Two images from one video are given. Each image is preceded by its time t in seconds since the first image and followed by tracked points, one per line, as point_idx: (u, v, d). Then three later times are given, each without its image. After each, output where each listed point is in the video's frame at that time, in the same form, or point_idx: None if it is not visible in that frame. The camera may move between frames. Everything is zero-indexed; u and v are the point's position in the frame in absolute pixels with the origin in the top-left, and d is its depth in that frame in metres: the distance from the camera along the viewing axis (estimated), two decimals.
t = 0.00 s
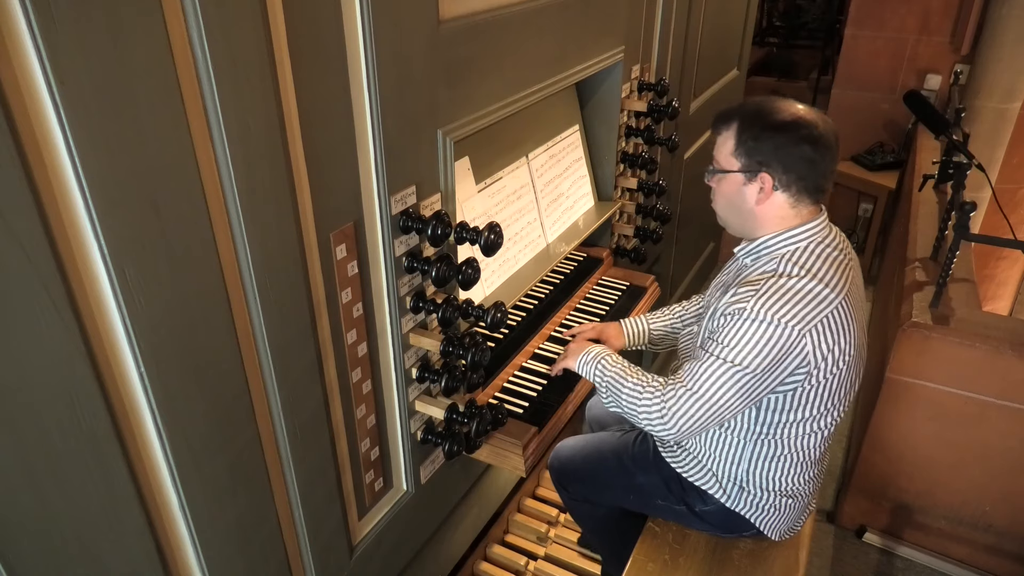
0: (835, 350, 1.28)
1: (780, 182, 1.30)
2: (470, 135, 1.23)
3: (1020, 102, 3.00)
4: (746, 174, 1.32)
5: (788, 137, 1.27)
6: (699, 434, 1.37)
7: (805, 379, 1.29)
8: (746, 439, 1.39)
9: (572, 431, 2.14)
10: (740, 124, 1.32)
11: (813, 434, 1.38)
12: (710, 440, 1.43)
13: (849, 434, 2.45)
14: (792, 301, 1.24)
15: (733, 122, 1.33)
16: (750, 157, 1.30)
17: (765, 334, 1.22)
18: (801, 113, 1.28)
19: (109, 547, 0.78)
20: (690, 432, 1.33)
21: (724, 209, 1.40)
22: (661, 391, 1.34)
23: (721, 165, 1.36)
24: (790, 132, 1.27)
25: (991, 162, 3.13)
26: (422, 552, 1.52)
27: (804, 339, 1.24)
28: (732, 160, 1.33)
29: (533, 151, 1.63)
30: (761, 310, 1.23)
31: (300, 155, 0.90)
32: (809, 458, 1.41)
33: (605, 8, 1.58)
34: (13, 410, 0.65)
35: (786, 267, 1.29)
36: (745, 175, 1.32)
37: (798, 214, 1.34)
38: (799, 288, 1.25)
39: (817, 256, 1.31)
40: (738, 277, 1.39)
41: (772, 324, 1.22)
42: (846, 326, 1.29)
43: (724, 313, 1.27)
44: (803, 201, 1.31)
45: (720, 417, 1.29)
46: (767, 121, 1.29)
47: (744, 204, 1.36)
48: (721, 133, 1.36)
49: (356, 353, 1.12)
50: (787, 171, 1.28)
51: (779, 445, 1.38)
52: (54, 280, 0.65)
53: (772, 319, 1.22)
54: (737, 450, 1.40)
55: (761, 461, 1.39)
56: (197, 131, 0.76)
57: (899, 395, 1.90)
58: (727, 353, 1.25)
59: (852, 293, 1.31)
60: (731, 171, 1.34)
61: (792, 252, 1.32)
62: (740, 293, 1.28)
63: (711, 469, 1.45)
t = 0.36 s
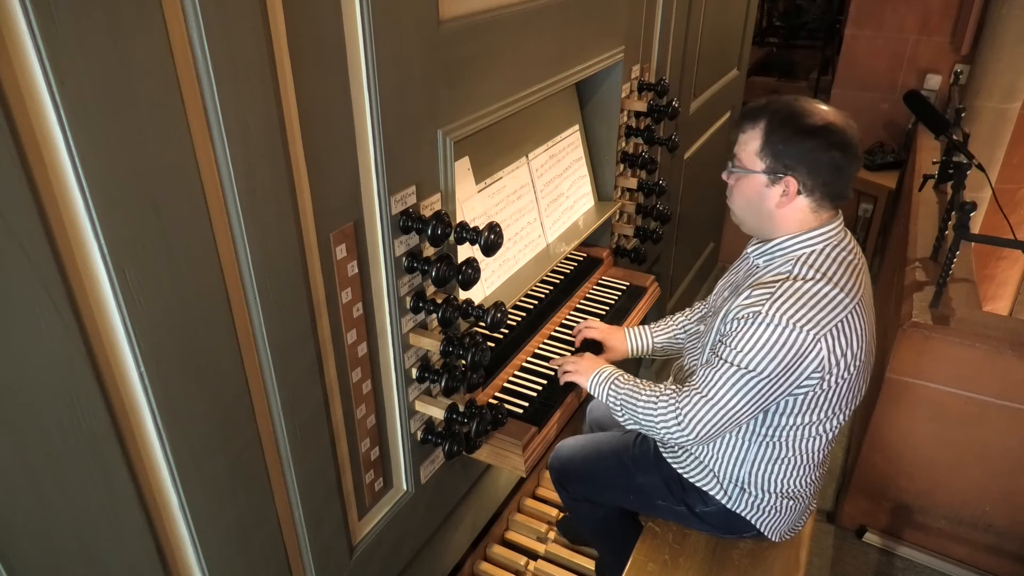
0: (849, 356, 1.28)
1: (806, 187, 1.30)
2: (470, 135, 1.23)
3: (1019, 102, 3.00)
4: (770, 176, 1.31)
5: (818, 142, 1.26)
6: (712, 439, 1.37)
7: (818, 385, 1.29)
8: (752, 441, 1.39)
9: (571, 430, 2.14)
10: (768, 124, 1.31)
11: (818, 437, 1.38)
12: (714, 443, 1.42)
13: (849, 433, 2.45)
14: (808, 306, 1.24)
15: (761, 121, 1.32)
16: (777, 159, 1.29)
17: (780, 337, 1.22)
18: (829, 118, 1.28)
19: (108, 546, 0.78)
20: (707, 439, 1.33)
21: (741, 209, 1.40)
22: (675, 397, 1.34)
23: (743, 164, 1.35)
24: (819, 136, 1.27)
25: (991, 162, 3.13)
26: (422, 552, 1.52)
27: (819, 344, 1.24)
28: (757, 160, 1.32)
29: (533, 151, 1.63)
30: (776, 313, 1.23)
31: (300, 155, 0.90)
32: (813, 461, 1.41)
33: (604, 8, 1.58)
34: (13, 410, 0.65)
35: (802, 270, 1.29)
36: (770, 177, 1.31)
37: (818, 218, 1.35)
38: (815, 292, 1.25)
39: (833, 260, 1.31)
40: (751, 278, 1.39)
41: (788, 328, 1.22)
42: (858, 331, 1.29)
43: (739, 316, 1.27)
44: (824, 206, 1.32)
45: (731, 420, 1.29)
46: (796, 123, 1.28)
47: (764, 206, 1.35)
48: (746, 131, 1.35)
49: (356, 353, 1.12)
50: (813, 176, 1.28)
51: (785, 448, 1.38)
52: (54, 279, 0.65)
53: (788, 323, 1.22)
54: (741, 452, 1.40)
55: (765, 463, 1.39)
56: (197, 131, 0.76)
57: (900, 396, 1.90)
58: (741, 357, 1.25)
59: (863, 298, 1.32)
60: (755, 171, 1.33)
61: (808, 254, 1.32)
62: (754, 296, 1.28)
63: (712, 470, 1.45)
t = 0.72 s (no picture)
0: (855, 362, 1.28)
1: (819, 193, 1.30)
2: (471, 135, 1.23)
3: (1019, 102, 3.00)
4: (783, 182, 1.31)
5: (834, 148, 1.26)
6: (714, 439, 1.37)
7: (823, 390, 1.29)
8: (755, 442, 1.39)
9: (571, 430, 2.14)
10: (783, 128, 1.30)
11: (821, 441, 1.38)
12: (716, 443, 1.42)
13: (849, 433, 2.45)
14: (816, 311, 1.24)
15: (776, 125, 1.31)
16: (791, 165, 1.29)
17: (787, 341, 1.22)
18: (845, 124, 1.28)
19: (108, 546, 0.78)
20: (708, 438, 1.32)
21: (753, 213, 1.40)
22: (678, 395, 1.33)
23: (756, 168, 1.35)
24: (836, 143, 1.26)
25: (991, 162, 3.13)
26: (422, 552, 1.52)
27: (825, 350, 1.24)
28: (770, 164, 1.32)
29: (533, 151, 1.63)
30: (784, 317, 1.23)
31: (300, 156, 0.90)
32: (815, 464, 1.41)
33: (604, 8, 1.58)
34: (13, 410, 0.65)
35: (811, 275, 1.30)
36: (783, 181, 1.31)
37: (830, 224, 1.34)
38: (824, 297, 1.25)
39: (843, 266, 1.31)
40: (759, 280, 1.39)
41: (795, 332, 1.22)
42: (866, 337, 1.29)
43: (747, 318, 1.27)
44: (837, 212, 1.32)
45: (734, 422, 1.29)
46: (812, 129, 1.28)
47: (777, 211, 1.35)
48: (760, 134, 1.34)
49: (356, 353, 1.12)
50: (828, 182, 1.28)
51: (787, 450, 1.38)
52: (54, 279, 0.65)
53: (795, 328, 1.22)
54: (744, 453, 1.40)
55: (766, 464, 1.39)
56: (197, 131, 0.76)
57: (900, 396, 1.90)
58: (747, 360, 1.25)
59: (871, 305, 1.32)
60: (768, 176, 1.33)
61: (817, 259, 1.32)
62: (762, 299, 1.28)
63: (713, 470, 1.45)
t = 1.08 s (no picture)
0: (856, 364, 1.28)
1: (818, 196, 1.30)
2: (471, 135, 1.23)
3: (1019, 103, 3.00)
4: (781, 186, 1.32)
5: (830, 151, 1.27)
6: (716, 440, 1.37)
7: (825, 392, 1.29)
8: (757, 443, 1.39)
9: (571, 430, 2.13)
10: (778, 133, 1.31)
11: (824, 442, 1.38)
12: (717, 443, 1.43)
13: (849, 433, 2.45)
14: (817, 313, 1.24)
15: (771, 130, 1.32)
16: (788, 168, 1.30)
17: (787, 343, 1.23)
18: (840, 126, 1.29)
19: (108, 546, 0.78)
20: (711, 440, 1.33)
21: (753, 218, 1.40)
22: (681, 398, 1.34)
23: (753, 174, 1.36)
24: (831, 146, 1.28)
25: (991, 162, 3.14)
26: (422, 552, 1.52)
27: (826, 352, 1.24)
28: (767, 169, 1.33)
29: (533, 151, 1.63)
30: (784, 319, 1.23)
31: (300, 155, 0.90)
32: (817, 465, 1.41)
33: (605, 8, 1.58)
34: (13, 410, 0.65)
35: (811, 277, 1.30)
36: (781, 186, 1.32)
37: (830, 226, 1.35)
38: (825, 299, 1.25)
39: (844, 268, 1.31)
40: (760, 283, 1.39)
41: (796, 334, 1.22)
42: (868, 339, 1.29)
43: (748, 321, 1.27)
44: (837, 214, 1.33)
45: (737, 423, 1.29)
46: (807, 133, 1.29)
47: (776, 215, 1.36)
48: (756, 141, 1.35)
49: (356, 353, 1.12)
50: (826, 184, 1.29)
51: (789, 452, 1.38)
52: (54, 280, 0.65)
53: (796, 330, 1.22)
54: (746, 454, 1.40)
55: (768, 465, 1.39)
56: (197, 131, 0.76)
57: (900, 396, 1.90)
58: (748, 362, 1.25)
59: (873, 307, 1.32)
60: (766, 181, 1.34)
61: (818, 261, 1.32)
62: (763, 302, 1.29)
63: (714, 469, 1.45)
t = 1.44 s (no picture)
0: (850, 358, 1.28)
1: (802, 192, 1.31)
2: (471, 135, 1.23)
3: (1019, 103, 3.00)
4: (764, 185, 1.33)
5: (809, 147, 1.29)
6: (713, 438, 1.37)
7: (819, 387, 1.29)
8: (756, 442, 1.39)
9: (571, 430, 2.13)
10: (757, 135, 1.33)
11: (822, 439, 1.38)
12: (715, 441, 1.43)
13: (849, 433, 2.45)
14: (809, 308, 1.24)
15: (749, 132, 1.34)
16: (770, 167, 1.31)
17: (781, 339, 1.22)
18: (816, 123, 1.31)
19: (108, 546, 0.78)
20: (707, 438, 1.32)
21: (740, 220, 1.41)
22: (676, 397, 1.33)
23: (736, 176, 1.37)
24: (809, 142, 1.29)
25: (991, 162, 3.14)
26: (422, 552, 1.52)
27: (819, 346, 1.24)
28: (749, 170, 1.34)
29: (533, 151, 1.63)
30: (776, 315, 1.23)
31: (300, 155, 0.90)
32: (816, 462, 1.41)
33: (605, 8, 1.58)
34: (13, 410, 0.65)
35: (802, 273, 1.30)
36: (764, 185, 1.33)
37: (816, 222, 1.35)
38: (815, 294, 1.25)
39: (834, 263, 1.31)
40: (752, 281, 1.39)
41: (788, 330, 1.22)
42: (861, 333, 1.29)
43: (740, 318, 1.27)
44: (822, 208, 1.33)
45: (733, 420, 1.29)
46: (784, 131, 1.31)
47: (762, 214, 1.36)
48: (735, 144, 1.37)
49: (356, 352, 1.12)
50: (808, 179, 1.29)
51: (788, 449, 1.38)
52: (54, 281, 0.65)
53: (788, 325, 1.22)
54: (744, 452, 1.40)
55: (767, 463, 1.39)
56: (197, 131, 0.76)
57: (900, 396, 1.90)
58: (742, 359, 1.25)
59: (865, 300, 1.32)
60: (749, 181, 1.34)
61: (807, 258, 1.32)
62: (755, 298, 1.28)
63: (713, 468, 1.45)
